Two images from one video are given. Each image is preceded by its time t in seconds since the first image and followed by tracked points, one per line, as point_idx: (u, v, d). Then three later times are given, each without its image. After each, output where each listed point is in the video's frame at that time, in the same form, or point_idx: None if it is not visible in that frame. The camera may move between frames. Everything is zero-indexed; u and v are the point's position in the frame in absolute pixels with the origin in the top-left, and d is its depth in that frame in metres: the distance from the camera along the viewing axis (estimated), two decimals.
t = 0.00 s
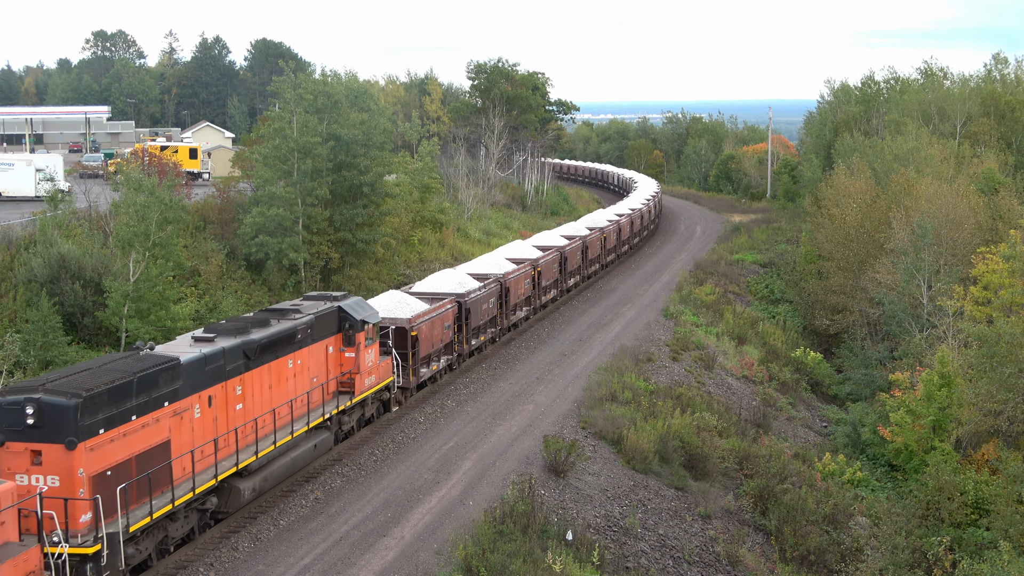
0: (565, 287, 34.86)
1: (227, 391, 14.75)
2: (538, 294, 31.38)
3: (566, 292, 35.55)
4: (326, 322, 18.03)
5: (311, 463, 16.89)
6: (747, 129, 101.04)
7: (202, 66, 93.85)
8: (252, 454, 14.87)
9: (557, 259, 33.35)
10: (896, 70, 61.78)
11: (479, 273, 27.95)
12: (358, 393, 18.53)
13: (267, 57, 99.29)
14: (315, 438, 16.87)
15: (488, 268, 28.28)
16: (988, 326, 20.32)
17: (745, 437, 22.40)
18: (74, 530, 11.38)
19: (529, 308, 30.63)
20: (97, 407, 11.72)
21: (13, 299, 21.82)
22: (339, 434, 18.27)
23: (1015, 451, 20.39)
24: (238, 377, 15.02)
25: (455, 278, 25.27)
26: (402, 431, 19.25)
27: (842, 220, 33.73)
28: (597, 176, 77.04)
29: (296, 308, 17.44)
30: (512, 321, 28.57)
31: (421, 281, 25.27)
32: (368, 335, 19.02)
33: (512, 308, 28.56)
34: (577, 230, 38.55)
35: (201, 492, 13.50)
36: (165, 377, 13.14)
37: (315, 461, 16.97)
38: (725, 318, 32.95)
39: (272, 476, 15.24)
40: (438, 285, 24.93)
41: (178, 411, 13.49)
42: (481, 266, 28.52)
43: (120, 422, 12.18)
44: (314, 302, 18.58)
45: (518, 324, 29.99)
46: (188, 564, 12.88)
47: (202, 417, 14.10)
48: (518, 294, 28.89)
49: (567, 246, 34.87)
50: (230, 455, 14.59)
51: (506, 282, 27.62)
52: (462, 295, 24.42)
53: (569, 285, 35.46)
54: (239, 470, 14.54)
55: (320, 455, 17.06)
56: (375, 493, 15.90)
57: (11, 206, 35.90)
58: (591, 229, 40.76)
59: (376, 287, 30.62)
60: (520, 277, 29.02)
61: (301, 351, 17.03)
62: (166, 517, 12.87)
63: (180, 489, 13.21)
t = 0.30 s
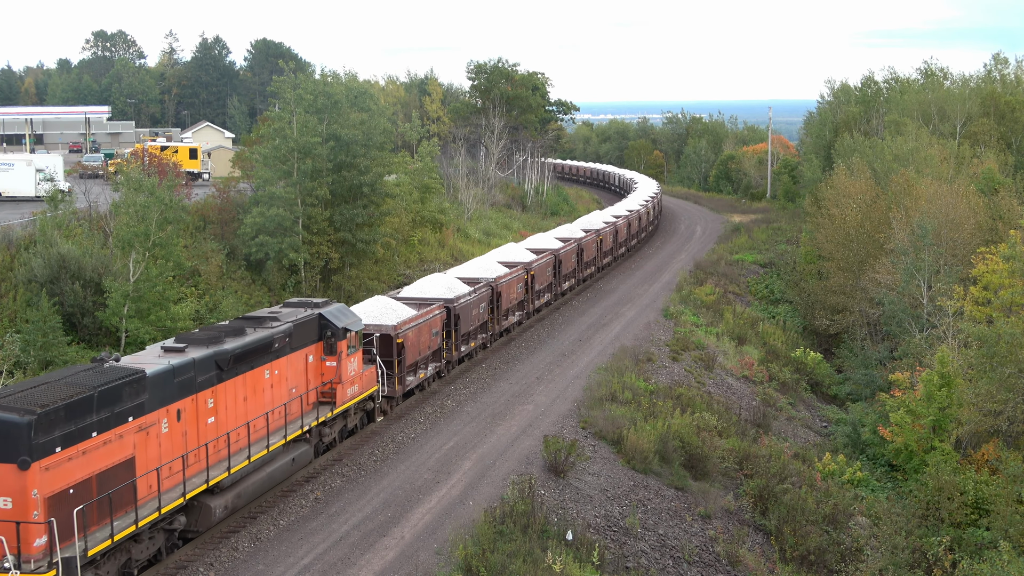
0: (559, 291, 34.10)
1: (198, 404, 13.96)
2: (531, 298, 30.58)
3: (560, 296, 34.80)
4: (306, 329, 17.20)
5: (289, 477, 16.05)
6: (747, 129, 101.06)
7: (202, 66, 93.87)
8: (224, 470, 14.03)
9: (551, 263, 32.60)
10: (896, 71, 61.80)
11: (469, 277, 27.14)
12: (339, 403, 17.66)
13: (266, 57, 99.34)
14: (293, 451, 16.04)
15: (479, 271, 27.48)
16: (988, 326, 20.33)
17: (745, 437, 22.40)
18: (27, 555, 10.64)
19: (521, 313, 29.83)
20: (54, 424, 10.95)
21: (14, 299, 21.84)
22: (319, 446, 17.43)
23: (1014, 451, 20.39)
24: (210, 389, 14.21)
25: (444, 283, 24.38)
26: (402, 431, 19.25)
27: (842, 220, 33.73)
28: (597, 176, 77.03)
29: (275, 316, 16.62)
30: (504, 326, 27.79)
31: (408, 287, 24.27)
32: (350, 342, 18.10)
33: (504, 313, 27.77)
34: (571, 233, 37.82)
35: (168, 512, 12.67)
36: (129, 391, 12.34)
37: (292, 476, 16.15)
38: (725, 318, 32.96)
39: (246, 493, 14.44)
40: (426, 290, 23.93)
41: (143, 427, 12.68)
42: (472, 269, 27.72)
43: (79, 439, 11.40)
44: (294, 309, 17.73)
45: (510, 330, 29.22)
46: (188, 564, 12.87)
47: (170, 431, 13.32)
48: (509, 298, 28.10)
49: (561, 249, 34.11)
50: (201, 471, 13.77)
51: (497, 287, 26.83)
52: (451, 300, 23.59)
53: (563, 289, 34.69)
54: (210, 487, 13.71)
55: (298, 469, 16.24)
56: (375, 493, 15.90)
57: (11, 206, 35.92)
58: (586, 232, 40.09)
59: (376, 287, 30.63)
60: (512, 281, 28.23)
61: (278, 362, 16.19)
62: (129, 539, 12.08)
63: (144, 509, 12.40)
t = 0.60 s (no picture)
0: (554, 295, 33.38)
1: (166, 418, 13.37)
2: (524, 302, 29.84)
3: (555, 300, 34.10)
4: (284, 338, 16.58)
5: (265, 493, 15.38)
6: (747, 129, 101.05)
7: (202, 66, 93.79)
8: (193, 488, 13.36)
9: (545, 266, 31.95)
10: (896, 71, 61.82)
11: (459, 281, 26.50)
12: (319, 416, 16.96)
13: (266, 57, 99.35)
14: (270, 465, 15.36)
15: (469, 275, 26.82)
16: (988, 326, 20.34)
17: (745, 437, 22.41)
18: None
19: (514, 317, 29.11)
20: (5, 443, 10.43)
21: (14, 299, 21.83)
22: (298, 459, 16.71)
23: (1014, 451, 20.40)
24: (177, 404, 13.60)
25: (433, 288, 23.72)
26: (402, 431, 19.25)
27: (842, 220, 33.75)
28: (597, 176, 77.02)
29: (250, 324, 16.00)
30: (496, 332, 27.07)
31: (396, 292, 23.81)
32: (330, 352, 17.44)
33: (495, 318, 27.05)
34: (567, 235, 37.25)
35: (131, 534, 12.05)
36: (89, 406, 11.76)
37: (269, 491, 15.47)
38: (725, 319, 32.98)
39: (217, 510, 13.77)
40: (414, 295, 23.46)
41: (104, 444, 12.10)
42: (462, 274, 27.06)
43: (32, 459, 10.85)
44: (272, 316, 17.11)
45: (503, 334, 28.47)
46: (188, 564, 12.88)
47: (135, 448, 12.74)
48: (501, 303, 27.40)
49: (555, 252, 33.46)
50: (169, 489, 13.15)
51: (489, 291, 26.18)
52: (439, 305, 22.90)
53: (558, 293, 34.00)
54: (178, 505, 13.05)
55: (275, 484, 15.52)
56: (375, 493, 15.90)
57: (11, 206, 35.90)
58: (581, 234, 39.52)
59: (376, 287, 30.63)
60: (504, 285, 27.54)
61: (253, 373, 15.57)
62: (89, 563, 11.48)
63: (105, 532, 11.81)
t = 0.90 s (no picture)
0: (547, 299, 32.56)
1: (130, 434, 12.59)
2: (515, 307, 29.01)
3: (548, 304, 33.26)
4: (261, 348, 15.78)
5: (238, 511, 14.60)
6: (747, 129, 101.06)
7: (202, 66, 93.84)
8: (159, 508, 12.58)
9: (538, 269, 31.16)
10: (896, 71, 61.83)
11: (449, 285, 25.59)
12: (297, 428, 16.16)
13: (266, 57, 99.35)
14: (243, 482, 14.59)
15: (459, 279, 25.94)
16: (988, 326, 20.34)
17: (745, 437, 22.41)
18: None
19: (505, 322, 28.26)
20: None
21: (13, 299, 21.82)
22: (275, 474, 15.92)
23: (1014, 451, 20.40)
24: (143, 418, 12.80)
25: (421, 292, 22.94)
26: (402, 431, 19.26)
27: (842, 220, 33.74)
28: (597, 176, 77.05)
29: (225, 333, 15.19)
30: (486, 338, 26.18)
31: (383, 297, 23.01)
32: (310, 361, 16.62)
33: (486, 323, 26.13)
34: (562, 237, 36.43)
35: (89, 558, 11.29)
36: (44, 423, 10.96)
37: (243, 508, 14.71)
38: (725, 319, 32.97)
39: (185, 531, 13.01)
40: (401, 300, 22.66)
41: (61, 463, 11.31)
42: (451, 277, 26.14)
43: None
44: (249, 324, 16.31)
45: (494, 340, 27.65)
46: (188, 564, 12.88)
47: (96, 466, 11.96)
48: (493, 308, 26.55)
49: (549, 255, 32.68)
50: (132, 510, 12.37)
51: (479, 296, 25.33)
52: (427, 311, 22.01)
53: (552, 297, 33.18)
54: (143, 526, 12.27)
55: (249, 501, 14.80)
56: (375, 493, 15.90)
57: (11, 206, 35.90)
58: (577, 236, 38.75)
59: (376, 287, 30.62)
60: (495, 289, 26.71)
61: (227, 384, 14.78)
62: None
63: (61, 557, 11.02)
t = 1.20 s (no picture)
0: (541, 303, 31.68)
1: (90, 452, 11.88)
2: (507, 312, 28.15)
3: (542, 308, 32.41)
4: (234, 358, 15.08)
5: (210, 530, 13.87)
6: (746, 129, 101.05)
7: (202, 66, 93.86)
8: (121, 529, 11.88)
9: (531, 272, 30.33)
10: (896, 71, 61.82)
11: (437, 290, 24.75)
12: (273, 442, 15.44)
13: (266, 57, 99.29)
14: (215, 499, 13.86)
15: (449, 284, 25.09)
16: (988, 326, 20.34)
17: (745, 437, 22.41)
18: None
19: (496, 328, 27.40)
20: None
21: (13, 299, 21.82)
22: (251, 490, 15.13)
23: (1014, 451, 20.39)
24: (103, 435, 12.09)
25: (407, 298, 22.21)
26: (402, 431, 19.26)
27: (842, 220, 33.73)
28: (597, 176, 77.06)
29: (196, 342, 14.52)
30: (477, 344, 25.38)
31: (369, 302, 22.21)
32: (288, 372, 15.93)
33: (476, 329, 25.32)
34: (556, 239, 35.66)
35: None
36: None
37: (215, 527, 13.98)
38: (725, 319, 32.96)
39: (151, 553, 12.31)
40: (387, 305, 21.86)
41: (13, 484, 10.59)
42: (440, 281, 25.31)
43: None
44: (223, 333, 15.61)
45: (485, 346, 26.85)
46: (188, 564, 12.90)
47: (52, 486, 11.25)
48: (483, 313, 25.74)
49: (542, 258, 31.83)
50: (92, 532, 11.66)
51: (469, 301, 24.51)
52: (413, 317, 21.23)
53: (546, 301, 32.34)
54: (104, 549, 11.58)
55: (221, 520, 14.05)
56: (375, 493, 15.90)
57: (11, 206, 35.89)
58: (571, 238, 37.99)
59: (375, 287, 30.63)
60: (486, 294, 25.88)
61: (197, 397, 14.11)
62: None
63: None
